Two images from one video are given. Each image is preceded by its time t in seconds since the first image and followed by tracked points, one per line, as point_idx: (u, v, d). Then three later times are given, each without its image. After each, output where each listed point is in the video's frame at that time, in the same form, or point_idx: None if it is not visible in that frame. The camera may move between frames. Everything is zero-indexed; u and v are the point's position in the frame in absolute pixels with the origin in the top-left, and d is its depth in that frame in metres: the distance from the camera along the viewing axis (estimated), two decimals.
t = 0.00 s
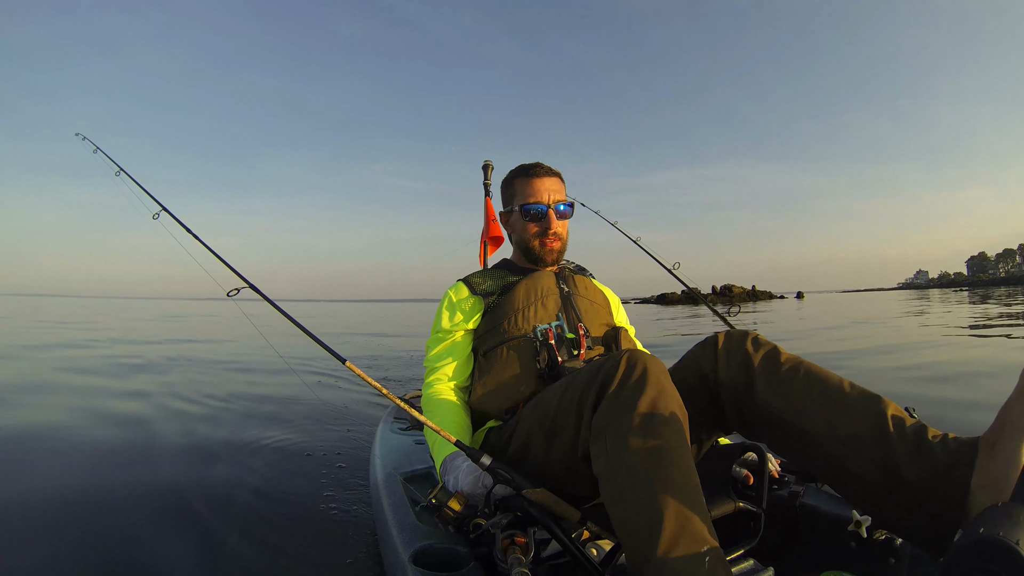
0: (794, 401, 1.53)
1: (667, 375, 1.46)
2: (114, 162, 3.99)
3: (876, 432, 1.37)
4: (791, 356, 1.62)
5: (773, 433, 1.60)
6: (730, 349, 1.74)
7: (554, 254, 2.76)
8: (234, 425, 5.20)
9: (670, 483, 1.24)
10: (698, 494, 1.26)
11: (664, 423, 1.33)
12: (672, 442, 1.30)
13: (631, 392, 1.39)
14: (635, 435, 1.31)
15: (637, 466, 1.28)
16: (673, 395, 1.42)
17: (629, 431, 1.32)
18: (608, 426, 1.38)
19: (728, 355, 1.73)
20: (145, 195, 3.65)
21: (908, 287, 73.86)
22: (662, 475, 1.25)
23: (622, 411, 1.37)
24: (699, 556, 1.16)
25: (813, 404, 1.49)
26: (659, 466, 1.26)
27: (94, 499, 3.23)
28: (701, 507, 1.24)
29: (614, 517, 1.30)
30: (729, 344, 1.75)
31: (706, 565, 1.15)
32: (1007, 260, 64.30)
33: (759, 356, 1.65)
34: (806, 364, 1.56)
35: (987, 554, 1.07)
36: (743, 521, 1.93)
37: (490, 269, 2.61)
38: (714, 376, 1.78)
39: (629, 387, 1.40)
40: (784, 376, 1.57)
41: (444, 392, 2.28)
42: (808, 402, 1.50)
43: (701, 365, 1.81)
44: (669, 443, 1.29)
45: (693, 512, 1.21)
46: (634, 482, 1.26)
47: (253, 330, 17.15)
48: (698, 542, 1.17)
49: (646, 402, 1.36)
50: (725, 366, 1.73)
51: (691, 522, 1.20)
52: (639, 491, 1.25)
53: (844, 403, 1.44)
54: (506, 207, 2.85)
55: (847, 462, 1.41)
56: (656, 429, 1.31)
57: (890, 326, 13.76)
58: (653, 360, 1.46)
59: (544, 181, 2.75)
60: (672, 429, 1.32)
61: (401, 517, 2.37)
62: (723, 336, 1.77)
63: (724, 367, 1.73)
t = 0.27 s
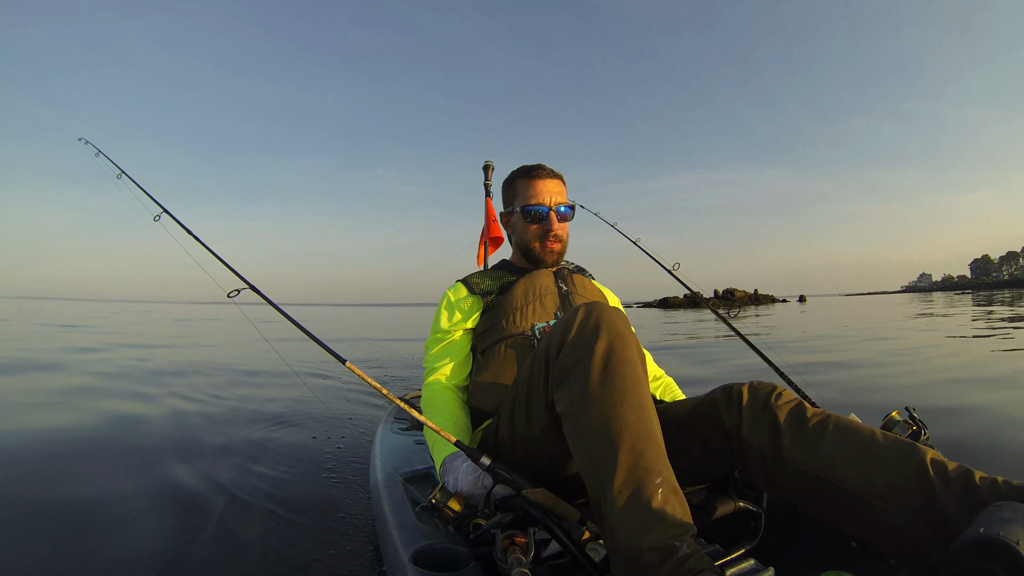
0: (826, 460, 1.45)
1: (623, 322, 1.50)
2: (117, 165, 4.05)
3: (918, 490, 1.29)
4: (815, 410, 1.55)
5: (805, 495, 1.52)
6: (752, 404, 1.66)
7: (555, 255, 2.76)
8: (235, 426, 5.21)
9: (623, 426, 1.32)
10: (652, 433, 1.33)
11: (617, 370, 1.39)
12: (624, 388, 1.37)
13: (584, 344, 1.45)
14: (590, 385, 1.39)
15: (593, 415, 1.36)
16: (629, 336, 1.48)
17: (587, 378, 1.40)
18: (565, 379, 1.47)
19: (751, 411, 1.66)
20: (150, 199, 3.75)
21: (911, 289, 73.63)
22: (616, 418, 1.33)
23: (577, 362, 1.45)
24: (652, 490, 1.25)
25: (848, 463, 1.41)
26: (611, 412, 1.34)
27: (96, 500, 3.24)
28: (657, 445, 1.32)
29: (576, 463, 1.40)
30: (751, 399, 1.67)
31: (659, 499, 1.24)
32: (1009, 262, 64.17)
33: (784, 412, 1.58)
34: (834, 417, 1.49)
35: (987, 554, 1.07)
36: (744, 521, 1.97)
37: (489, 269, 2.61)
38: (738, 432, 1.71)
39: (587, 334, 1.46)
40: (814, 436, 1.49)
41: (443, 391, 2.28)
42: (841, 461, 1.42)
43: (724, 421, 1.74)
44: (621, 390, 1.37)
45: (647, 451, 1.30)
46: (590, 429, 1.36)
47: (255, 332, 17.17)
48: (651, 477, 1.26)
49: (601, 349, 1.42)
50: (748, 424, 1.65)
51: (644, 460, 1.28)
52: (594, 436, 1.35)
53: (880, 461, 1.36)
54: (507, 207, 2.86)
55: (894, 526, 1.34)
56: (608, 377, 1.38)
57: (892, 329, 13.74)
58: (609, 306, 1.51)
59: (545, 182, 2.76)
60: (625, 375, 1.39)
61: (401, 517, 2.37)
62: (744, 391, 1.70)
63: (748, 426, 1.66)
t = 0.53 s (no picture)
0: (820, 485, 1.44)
1: (593, 289, 1.52)
2: (116, 163, 4.01)
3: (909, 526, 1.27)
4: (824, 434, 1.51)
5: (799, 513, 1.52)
6: (760, 419, 1.65)
7: (554, 255, 2.76)
8: (235, 427, 5.21)
9: (603, 387, 1.33)
10: (634, 389, 1.35)
11: (593, 334, 1.40)
12: (602, 352, 1.37)
13: (558, 314, 1.46)
14: (568, 354, 1.39)
15: (574, 383, 1.36)
16: (604, 305, 1.49)
17: (566, 349, 1.40)
18: (544, 350, 1.47)
19: (758, 426, 1.65)
20: (147, 196, 3.70)
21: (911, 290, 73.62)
22: (598, 384, 1.33)
23: (553, 332, 1.45)
24: (639, 444, 1.25)
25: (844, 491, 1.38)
26: (590, 375, 1.35)
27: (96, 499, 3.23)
28: (639, 401, 1.33)
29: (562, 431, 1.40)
30: (761, 416, 1.65)
31: (647, 451, 1.24)
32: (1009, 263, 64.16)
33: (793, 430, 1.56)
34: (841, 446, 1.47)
35: (988, 555, 1.07)
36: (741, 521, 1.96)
37: (489, 269, 2.61)
38: (743, 447, 1.71)
39: (564, 308, 1.46)
40: (817, 461, 1.46)
41: (444, 392, 2.28)
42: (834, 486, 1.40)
43: (732, 433, 1.74)
44: (599, 351, 1.37)
45: (629, 408, 1.31)
46: (572, 395, 1.36)
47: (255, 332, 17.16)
48: (637, 432, 1.27)
49: (577, 320, 1.42)
50: (754, 440, 1.65)
51: (628, 417, 1.29)
52: (577, 401, 1.35)
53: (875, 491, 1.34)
54: (507, 207, 2.86)
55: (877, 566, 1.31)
56: (586, 341, 1.39)
57: (893, 331, 13.73)
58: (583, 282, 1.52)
59: (546, 182, 2.76)
60: (603, 337, 1.40)
61: (401, 517, 2.37)
62: (753, 404, 1.68)
63: (752, 441, 1.66)
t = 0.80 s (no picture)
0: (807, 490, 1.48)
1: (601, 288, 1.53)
2: (122, 168, 4.12)
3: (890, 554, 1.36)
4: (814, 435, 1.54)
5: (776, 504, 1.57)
6: (756, 410, 1.64)
7: (555, 257, 2.77)
8: (235, 426, 5.21)
9: (617, 378, 1.30)
10: (652, 377, 1.30)
11: (601, 328, 1.40)
12: (614, 345, 1.36)
13: (564, 316, 1.48)
14: (580, 351, 1.39)
15: (588, 378, 1.35)
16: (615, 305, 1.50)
17: (576, 345, 1.40)
18: (553, 352, 1.48)
19: (752, 418, 1.64)
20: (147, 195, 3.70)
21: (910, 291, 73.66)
22: (613, 375, 1.31)
23: (561, 333, 1.46)
24: (662, 428, 1.20)
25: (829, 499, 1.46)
26: (604, 366, 1.33)
27: (98, 496, 3.23)
28: (656, 390, 1.29)
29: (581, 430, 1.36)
30: (756, 407, 1.64)
31: (672, 433, 1.19)
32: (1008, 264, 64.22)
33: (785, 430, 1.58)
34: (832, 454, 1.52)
35: (986, 554, 1.07)
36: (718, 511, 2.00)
37: (490, 269, 2.61)
38: (732, 437, 1.70)
39: (573, 308, 1.47)
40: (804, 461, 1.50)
41: (445, 392, 2.28)
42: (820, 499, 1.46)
43: (723, 424, 1.72)
44: (608, 344, 1.36)
45: (647, 396, 1.27)
46: (586, 391, 1.35)
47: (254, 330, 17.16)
48: (658, 418, 1.22)
49: (585, 316, 1.43)
50: (746, 431, 1.64)
51: (646, 404, 1.25)
52: (591, 396, 1.33)
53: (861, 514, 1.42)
54: (509, 208, 2.86)
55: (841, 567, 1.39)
56: (594, 336, 1.38)
57: (892, 334, 13.75)
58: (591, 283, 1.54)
59: (549, 184, 2.76)
60: (610, 331, 1.39)
61: (401, 518, 2.36)
62: (750, 395, 1.65)
63: (745, 431, 1.65)
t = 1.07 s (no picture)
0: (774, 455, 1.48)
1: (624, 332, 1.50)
2: (117, 164, 4.06)
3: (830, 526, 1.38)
4: (795, 404, 1.51)
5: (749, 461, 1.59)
6: (739, 372, 1.60)
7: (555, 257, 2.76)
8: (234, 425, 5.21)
9: (653, 409, 1.20)
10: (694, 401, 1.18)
11: (628, 362, 1.34)
12: (644, 377, 1.28)
13: (588, 363, 1.44)
14: (608, 390, 1.31)
15: (620, 414, 1.26)
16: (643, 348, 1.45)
17: (603, 385, 1.33)
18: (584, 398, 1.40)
19: (737, 379, 1.60)
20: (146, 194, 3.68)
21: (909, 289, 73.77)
22: (647, 405, 1.21)
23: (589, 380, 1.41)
24: (715, 447, 1.05)
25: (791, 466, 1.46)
26: (637, 400, 1.23)
27: (98, 495, 3.23)
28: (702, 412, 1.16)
29: (627, 474, 1.22)
30: (740, 367, 1.60)
31: (728, 450, 1.03)
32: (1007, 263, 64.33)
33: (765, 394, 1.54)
34: (806, 428, 1.49)
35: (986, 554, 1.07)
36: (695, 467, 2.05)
37: (490, 269, 2.61)
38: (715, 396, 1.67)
39: (598, 352, 1.43)
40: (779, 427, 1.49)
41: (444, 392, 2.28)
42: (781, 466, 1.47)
43: (707, 382, 1.69)
44: (638, 377, 1.28)
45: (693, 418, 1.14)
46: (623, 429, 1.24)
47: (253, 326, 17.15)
48: (708, 438, 1.08)
49: (610, 355, 1.38)
50: (729, 390, 1.62)
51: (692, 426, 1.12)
52: (630, 434, 1.22)
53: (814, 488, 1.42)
54: (508, 207, 2.86)
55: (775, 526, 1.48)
56: (621, 373, 1.32)
57: (890, 332, 13.77)
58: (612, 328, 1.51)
59: (548, 183, 2.75)
60: (638, 366, 1.32)
61: (401, 517, 2.36)
62: (740, 357, 1.61)
63: (729, 388, 1.62)
